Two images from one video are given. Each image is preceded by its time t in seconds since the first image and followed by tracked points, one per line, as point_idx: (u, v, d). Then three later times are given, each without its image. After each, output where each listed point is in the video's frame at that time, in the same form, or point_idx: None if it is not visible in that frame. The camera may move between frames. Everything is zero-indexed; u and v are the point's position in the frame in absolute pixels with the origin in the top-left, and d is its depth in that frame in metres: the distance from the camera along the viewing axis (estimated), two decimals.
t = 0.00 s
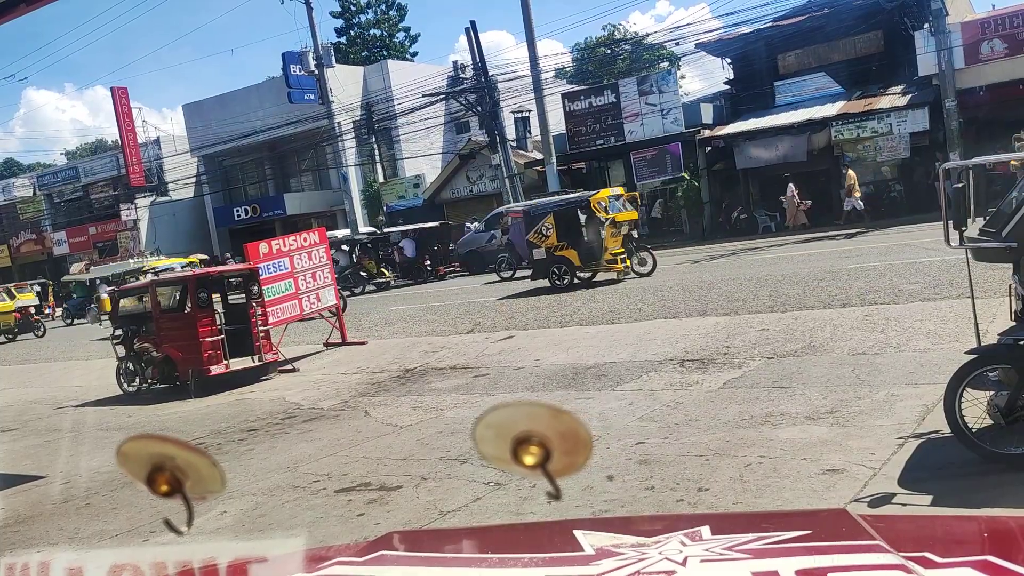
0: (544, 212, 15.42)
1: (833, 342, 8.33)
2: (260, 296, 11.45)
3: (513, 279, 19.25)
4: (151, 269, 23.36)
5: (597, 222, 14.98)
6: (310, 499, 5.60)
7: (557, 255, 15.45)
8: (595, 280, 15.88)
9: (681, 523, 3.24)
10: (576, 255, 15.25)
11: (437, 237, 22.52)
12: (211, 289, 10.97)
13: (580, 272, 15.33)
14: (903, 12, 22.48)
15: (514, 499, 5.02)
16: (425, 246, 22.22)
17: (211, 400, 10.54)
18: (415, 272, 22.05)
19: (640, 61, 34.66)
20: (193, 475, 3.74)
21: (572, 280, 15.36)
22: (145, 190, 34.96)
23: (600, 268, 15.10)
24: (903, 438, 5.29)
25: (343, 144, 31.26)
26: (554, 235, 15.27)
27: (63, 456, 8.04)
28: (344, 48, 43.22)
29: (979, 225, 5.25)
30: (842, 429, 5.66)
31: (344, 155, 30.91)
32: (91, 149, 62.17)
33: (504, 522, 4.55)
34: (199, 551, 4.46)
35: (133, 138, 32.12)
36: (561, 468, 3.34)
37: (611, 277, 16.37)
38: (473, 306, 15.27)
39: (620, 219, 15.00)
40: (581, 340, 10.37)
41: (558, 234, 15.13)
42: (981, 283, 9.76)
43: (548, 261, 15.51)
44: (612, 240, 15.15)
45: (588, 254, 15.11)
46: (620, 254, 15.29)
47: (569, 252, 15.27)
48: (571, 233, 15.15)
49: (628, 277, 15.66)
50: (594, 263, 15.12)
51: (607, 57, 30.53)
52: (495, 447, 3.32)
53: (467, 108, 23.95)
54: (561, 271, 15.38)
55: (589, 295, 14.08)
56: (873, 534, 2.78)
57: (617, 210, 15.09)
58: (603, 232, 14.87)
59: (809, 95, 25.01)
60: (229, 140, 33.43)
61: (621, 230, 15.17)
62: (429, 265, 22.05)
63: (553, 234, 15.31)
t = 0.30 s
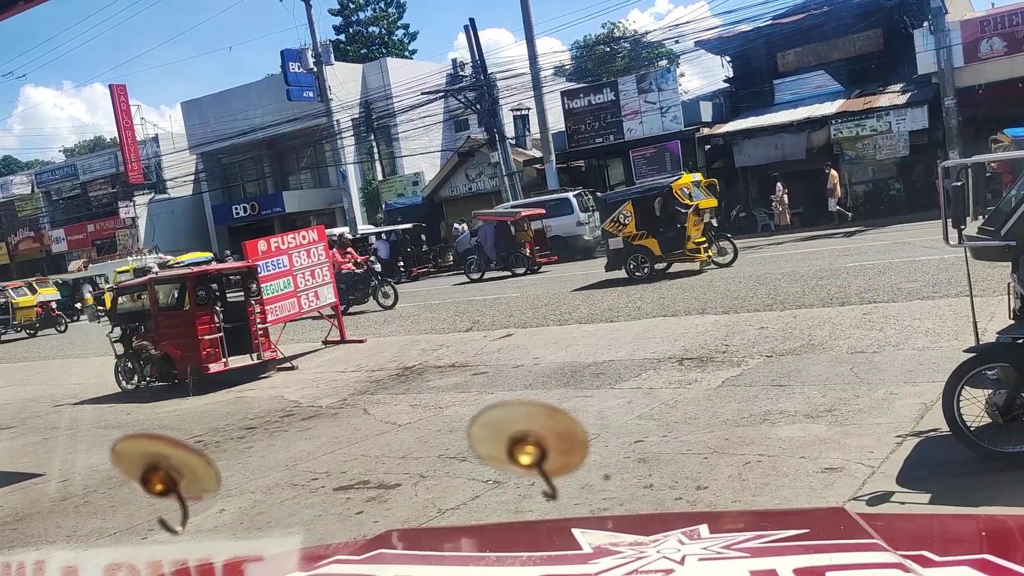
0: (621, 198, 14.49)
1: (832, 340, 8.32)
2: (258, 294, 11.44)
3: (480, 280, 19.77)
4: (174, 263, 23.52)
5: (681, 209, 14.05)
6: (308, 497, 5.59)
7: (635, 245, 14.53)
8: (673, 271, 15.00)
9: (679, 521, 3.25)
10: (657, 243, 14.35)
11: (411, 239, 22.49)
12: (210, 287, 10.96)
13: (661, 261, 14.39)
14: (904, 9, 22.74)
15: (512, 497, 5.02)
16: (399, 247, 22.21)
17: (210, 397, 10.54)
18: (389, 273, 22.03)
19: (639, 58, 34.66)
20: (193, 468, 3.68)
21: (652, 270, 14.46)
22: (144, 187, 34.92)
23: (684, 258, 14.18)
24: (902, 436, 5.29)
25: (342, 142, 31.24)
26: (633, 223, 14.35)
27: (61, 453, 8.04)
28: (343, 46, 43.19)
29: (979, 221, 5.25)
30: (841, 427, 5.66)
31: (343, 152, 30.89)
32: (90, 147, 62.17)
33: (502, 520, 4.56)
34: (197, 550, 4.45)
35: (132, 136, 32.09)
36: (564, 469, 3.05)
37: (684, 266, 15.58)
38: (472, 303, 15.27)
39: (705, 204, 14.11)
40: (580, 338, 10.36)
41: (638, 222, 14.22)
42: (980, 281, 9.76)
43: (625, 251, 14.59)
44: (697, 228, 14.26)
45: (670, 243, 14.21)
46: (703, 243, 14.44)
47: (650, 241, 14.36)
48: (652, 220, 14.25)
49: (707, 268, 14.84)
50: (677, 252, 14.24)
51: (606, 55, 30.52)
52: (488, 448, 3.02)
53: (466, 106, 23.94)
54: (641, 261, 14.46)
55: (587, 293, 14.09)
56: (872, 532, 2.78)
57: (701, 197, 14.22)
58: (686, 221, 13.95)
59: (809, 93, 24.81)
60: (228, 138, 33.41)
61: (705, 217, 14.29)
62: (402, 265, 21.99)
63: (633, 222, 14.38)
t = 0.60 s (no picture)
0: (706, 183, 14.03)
1: (831, 337, 8.33)
2: (258, 290, 11.46)
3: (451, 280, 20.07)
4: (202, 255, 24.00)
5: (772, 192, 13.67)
6: (307, 493, 5.60)
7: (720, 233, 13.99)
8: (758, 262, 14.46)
9: (679, 516, 3.26)
10: (745, 230, 13.81)
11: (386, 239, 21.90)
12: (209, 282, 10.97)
13: (749, 250, 13.86)
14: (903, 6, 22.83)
15: (511, 493, 5.03)
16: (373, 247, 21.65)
17: (210, 393, 10.55)
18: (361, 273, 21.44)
19: (639, 55, 34.64)
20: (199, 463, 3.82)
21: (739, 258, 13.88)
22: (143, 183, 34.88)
23: (773, 244, 13.71)
24: (901, 433, 5.30)
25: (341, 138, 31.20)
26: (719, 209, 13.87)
27: (60, 449, 8.04)
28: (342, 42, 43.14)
29: (978, 219, 5.26)
30: (839, 424, 5.67)
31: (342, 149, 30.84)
32: (90, 143, 62.05)
33: (501, 515, 4.59)
34: (196, 544, 4.45)
35: (131, 132, 32.06)
36: (561, 457, 3.48)
37: (766, 257, 15.07)
38: (471, 300, 15.26)
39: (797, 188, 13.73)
40: (579, 334, 10.36)
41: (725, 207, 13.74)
42: (978, 278, 9.77)
43: (710, 239, 14.03)
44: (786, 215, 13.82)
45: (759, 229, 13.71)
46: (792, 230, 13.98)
47: (738, 228, 13.83)
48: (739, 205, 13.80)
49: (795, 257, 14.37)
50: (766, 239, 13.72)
51: (606, 52, 30.48)
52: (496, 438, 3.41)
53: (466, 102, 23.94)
54: (729, 249, 13.89)
55: (586, 290, 14.09)
56: (871, 528, 2.79)
57: (790, 182, 13.92)
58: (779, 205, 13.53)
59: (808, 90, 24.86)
60: (228, 134, 33.42)
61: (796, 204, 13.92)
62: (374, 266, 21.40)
63: (719, 207, 13.91)
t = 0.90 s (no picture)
0: (802, 167, 13.96)
1: (831, 333, 8.33)
2: (257, 286, 11.46)
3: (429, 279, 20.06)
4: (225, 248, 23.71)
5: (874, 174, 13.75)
6: (307, 488, 5.60)
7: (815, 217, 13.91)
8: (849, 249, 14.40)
9: (680, 512, 3.25)
10: (842, 216, 13.71)
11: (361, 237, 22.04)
12: (208, 278, 10.95)
13: (845, 235, 13.77)
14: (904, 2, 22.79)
15: (511, 489, 5.03)
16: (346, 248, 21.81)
17: (209, 388, 10.54)
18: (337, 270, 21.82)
19: (638, 51, 34.60)
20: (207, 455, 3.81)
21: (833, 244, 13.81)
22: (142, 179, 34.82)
23: (873, 229, 13.70)
24: (901, 429, 5.29)
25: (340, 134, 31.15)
26: (816, 193, 13.80)
27: (60, 444, 8.04)
28: (341, 38, 43.06)
29: (979, 215, 5.25)
30: (839, 420, 5.66)
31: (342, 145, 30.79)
32: (88, 137, 62.00)
33: (501, 511, 4.58)
34: (196, 539, 4.45)
35: (130, 127, 32.00)
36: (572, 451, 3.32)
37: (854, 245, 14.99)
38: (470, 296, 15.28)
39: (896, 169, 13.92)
40: (579, 330, 10.37)
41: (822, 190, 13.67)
42: (978, 274, 9.77)
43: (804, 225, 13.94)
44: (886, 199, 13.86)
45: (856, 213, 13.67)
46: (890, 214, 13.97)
47: (834, 213, 13.75)
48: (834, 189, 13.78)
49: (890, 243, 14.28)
50: (865, 224, 13.68)
51: (605, 48, 30.45)
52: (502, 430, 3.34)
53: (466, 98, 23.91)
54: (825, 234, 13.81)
55: (583, 286, 14.11)
56: (872, 523, 2.78)
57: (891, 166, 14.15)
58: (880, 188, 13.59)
59: (809, 86, 24.78)
60: (227, 130, 33.36)
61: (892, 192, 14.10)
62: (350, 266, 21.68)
63: (814, 191, 13.84)
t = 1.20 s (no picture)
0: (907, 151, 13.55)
1: (830, 330, 8.32)
2: (255, 283, 11.44)
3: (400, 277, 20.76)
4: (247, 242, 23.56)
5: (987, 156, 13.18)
6: (306, 485, 5.59)
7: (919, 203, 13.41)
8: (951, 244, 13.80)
9: (679, 508, 3.25)
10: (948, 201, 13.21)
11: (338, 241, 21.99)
12: (207, 275, 10.94)
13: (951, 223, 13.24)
14: None
15: (510, 486, 5.02)
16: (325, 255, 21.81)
17: (208, 385, 10.52)
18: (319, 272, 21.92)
19: (638, 48, 34.55)
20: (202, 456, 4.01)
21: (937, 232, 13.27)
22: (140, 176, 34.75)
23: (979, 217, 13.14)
24: (899, 426, 5.29)
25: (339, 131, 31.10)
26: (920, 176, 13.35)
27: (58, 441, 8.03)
28: (340, 35, 42.99)
29: (980, 210, 5.25)
30: (838, 417, 5.67)
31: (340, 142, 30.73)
32: (85, 134, 61.94)
33: (500, 508, 4.56)
34: (194, 536, 4.44)
35: (128, 124, 31.95)
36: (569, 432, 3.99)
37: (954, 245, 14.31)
38: (468, 294, 15.27)
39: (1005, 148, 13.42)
40: (577, 327, 10.37)
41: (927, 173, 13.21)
42: (977, 272, 9.75)
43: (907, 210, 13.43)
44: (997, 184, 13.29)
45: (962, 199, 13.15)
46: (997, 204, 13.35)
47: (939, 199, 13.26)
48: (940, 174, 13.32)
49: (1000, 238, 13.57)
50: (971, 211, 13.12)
51: (604, 44, 30.40)
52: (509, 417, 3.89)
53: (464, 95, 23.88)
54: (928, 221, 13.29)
55: (582, 283, 14.10)
56: (873, 519, 2.78)
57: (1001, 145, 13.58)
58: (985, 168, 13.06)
59: (808, 83, 24.87)
60: (225, 127, 33.30)
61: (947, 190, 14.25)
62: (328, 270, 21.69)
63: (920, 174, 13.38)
